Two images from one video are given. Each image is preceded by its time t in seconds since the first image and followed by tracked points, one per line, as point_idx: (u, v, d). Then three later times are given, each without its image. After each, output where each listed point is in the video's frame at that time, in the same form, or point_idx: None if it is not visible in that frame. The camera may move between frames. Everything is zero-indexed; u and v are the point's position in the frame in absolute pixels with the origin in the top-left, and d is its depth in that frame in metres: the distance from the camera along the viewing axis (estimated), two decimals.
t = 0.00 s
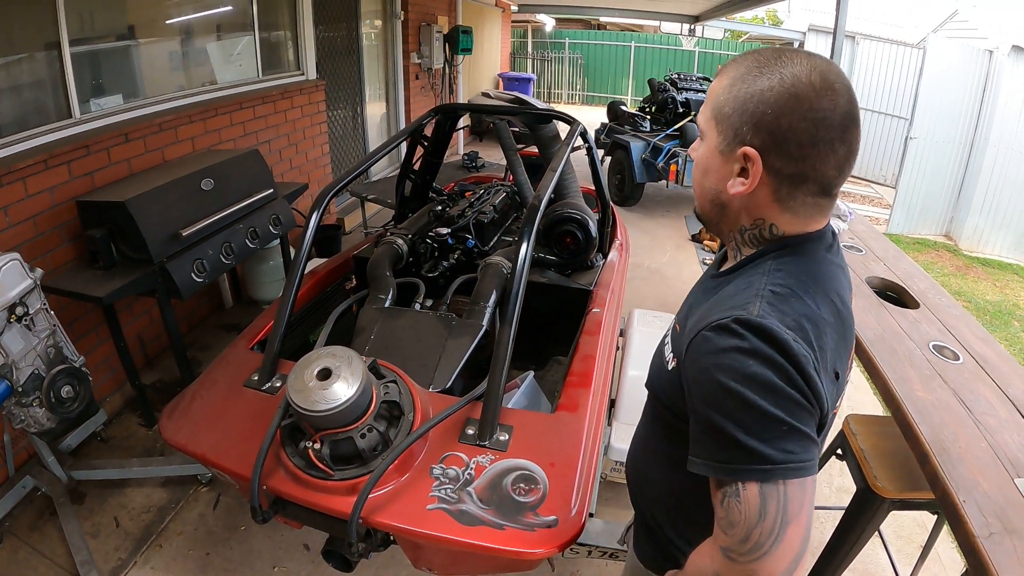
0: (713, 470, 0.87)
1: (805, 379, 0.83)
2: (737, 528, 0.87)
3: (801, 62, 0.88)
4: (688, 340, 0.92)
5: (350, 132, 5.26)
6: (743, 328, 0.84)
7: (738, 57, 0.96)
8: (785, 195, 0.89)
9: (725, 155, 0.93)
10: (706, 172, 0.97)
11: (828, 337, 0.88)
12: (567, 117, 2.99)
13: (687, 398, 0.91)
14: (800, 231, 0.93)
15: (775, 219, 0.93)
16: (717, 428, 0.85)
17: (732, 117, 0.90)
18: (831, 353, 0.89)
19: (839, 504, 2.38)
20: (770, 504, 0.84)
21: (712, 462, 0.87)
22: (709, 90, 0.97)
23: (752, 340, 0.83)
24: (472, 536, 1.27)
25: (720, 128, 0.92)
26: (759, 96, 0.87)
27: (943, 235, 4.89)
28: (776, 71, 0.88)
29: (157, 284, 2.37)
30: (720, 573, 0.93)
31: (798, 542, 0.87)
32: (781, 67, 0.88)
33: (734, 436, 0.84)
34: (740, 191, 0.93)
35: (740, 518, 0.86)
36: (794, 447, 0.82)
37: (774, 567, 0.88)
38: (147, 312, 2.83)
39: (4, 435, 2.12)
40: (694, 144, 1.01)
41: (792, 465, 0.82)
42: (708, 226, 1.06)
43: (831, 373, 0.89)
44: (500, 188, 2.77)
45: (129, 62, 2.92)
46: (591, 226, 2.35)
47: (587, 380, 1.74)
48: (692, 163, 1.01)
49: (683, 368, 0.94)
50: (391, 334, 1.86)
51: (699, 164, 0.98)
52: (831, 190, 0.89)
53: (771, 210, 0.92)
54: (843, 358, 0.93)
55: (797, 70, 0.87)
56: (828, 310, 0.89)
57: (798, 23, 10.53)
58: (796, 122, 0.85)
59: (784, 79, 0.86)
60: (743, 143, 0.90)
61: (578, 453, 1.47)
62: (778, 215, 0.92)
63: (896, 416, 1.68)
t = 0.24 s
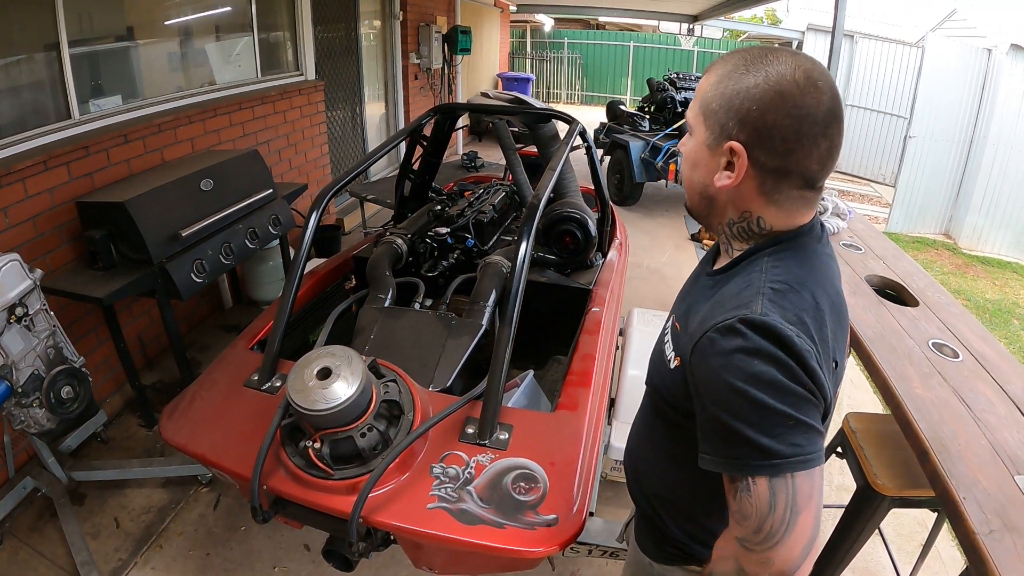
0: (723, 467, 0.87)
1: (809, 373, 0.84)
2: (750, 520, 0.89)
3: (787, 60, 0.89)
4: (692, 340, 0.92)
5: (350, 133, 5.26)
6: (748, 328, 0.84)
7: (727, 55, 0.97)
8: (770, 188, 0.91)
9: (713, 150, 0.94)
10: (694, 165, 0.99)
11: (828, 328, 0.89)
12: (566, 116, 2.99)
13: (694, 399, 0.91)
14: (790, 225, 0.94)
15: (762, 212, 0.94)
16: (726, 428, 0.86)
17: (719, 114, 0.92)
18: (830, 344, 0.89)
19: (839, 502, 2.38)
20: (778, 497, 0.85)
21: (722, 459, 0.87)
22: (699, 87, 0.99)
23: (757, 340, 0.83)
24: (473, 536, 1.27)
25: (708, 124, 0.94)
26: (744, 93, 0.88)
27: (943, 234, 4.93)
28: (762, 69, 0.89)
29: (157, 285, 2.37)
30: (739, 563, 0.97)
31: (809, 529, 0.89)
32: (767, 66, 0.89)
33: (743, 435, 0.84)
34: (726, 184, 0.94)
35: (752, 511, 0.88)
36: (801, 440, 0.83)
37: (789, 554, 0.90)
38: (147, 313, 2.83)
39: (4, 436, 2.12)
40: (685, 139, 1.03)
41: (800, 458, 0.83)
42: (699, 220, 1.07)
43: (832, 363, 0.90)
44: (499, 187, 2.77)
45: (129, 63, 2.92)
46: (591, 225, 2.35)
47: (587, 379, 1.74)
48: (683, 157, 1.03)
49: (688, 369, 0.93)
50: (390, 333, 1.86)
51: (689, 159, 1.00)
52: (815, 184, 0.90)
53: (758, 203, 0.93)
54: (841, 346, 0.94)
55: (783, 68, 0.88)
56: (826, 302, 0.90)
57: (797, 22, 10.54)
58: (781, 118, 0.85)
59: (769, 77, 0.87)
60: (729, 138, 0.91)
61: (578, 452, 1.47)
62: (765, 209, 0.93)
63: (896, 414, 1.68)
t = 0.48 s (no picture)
0: (742, 455, 0.87)
1: (817, 353, 0.84)
2: (775, 505, 0.88)
3: (777, 56, 0.89)
4: (697, 334, 0.92)
5: (350, 133, 5.26)
6: (752, 315, 0.84)
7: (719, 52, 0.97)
8: (763, 181, 0.91)
9: (706, 145, 0.94)
10: (688, 161, 0.99)
11: (830, 310, 0.89)
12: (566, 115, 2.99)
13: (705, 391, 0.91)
14: (785, 217, 0.94)
15: (756, 205, 0.94)
16: (739, 415, 0.85)
17: (710, 110, 0.92)
18: (834, 326, 0.90)
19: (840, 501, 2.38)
20: (799, 480, 0.85)
21: (740, 447, 0.87)
22: (692, 84, 0.99)
23: (762, 325, 0.84)
24: (474, 533, 1.27)
25: (700, 120, 0.94)
26: (735, 89, 0.88)
27: (943, 233, 4.89)
28: (752, 65, 0.89)
29: (157, 284, 2.37)
30: (771, 547, 0.96)
31: (835, 510, 0.88)
32: (757, 62, 0.89)
33: (758, 420, 0.84)
34: (720, 178, 0.94)
35: (776, 497, 0.87)
36: (819, 419, 0.82)
37: (818, 537, 0.89)
38: (147, 313, 2.83)
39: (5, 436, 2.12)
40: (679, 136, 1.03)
41: (819, 436, 0.82)
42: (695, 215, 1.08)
43: (838, 345, 0.90)
44: (500, 187, 2.77)
45: (129, 63, 2.92)
46: (591, 224, 2.35)
47: (588, 378, 1.74)
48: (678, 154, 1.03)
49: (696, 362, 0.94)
50: (391, 333, 1.86)
51: (683, 155, 1.00)
52: (807, 176, 0.90)
53: (751, 196, 0.93)
54: (843, 329, 0.95)
55: (773, 64, 0.88)
56: (825, 285, 0.91)
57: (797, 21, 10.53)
58: (771, 113, 0.86)
59: (759, 73, 0.87)
60: (721, 134, 0.91)
61: (579, 451, 1.47)
62: (759, 202, 0.93)
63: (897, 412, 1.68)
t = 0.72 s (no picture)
0: (744, 446, 0.87)
1: (815, 345, 0.84)
2: (776, 494, 0.90)
3: (775, 55, 0.90)
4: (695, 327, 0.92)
5: (349, 133, 5.27)
6: (751, 309, 0.85)
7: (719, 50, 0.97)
8: (761, 179, 0.91)
9: (704, 143, 0.95)
10: (687, 158, 0.99)
11: (826, 302, 0.90)
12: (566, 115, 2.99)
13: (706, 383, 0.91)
14: (782, 212, 0.94)
15: (754, 201, 0.94)
16: (740, 408, 0.86)
17: (709, 107, 0.92)
18: (830, 318, 0.90)
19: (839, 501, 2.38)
20: (798, 469, 0.87)
21: (742, 439, 0.87)
22: (691, 82, 0.99)
23: (759, 317, 0.84)
24: (474, 533, 1.28)
25: (699, 117, 0.94)
26: (734, 87, 0.89)
27: (943, 233, 4.90)
28: (751, 64, 0.89)
29: (157, 285, 2.37)
30: (772, 534, 0.97)
31: (831, 494, 0.90)
32: (757, 61, 0.89)
33: (758, 413, 0.84)
34: (718, 175, 0.94)
35: (776, 486, 0.89)
36: (818, 411, 0.83)
37: (816, 520, 0.92)
38: (147, 313, 2.83)
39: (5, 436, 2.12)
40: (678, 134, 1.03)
41: (818, 428, 0.83)
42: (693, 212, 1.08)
43: (834, 336, 0.91)
44: (499, 187, 2.77)
45: (128, 63, 2.92)
46: (591, 224, 2.36)
47: (588, 378, 1.74)
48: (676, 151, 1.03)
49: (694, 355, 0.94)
50: (391, 333, 1.86)
51: (681, 152, 1.01)
52: (805, 173, 0.90)
53: (749, 193, 0.94)
54: (838, 318, 0.95)
55: (772, 63, 0.88)
56: (820, 276, 0.91)
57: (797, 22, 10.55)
58: (769, 111, 0.86)
59: (758, 71, 0.88)
60: (719, 131, 0.91)
61: (579, 450, 1.47)
62: (756, 198, 0.93)
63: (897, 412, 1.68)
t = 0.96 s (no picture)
0: (719, 448, 0.88)
1: (798, 349, 0.85)
2: (741, 499, 0.92)
3: (773, 58, 0.90)
4: (681, 327, 0.93)
5: (349, 135, 5.27)
6: (734, 310, 0.85)
7: (718, 52, 0.97)
8: (757, 181, 0.91)
9: (701, 144, 0.95)
10: (683, 159, 1.00)
11: (814, 306, 0.90)
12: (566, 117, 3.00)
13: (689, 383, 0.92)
14: (777, 213, 0.95)
15: (749, 204, 0.95)
16: (720, 409, 0.87)
17: (706, 109, 0.93)
18: (818, 321, 0.90)
19: (839, 502, 2.39)
20: (767, 477, 0.88)
21: (717, 441, 0.88)
22: (689, 84, 1.00)
23: (741, 320, 0.84)
24: (473, 533, 1.28)
25: (696, 119, 0.95)
26: (731, 89, 0.89)
27: (942, 235, 4.91)
28: (750, 66, 0.90)
29: (158, 286, 2.38)
30: (736, 539, 0.99)
31: (798, 506, 0.91)
32: (755, 64, 0.90)
33: (737, 415, 0.85)
34: (713, 177, 0.95)
35: (742, 490, 0.91)
36: (792, 420, 0.84)
37: (780, 530, 0.93)
38: (147, 314, 2.83)
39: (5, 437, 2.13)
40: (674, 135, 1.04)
41: (791, 437, 0.84)
42: (688, 214, 1.09)
43: (821, 340, 0.91)
44: (499, 189, 2.78)
45: (129, 65, 2.93)
46: (591, 226, 2.36)
47: (588, 379, 1.75)
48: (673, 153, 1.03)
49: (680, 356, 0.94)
50: (391, 334, 1.86)
51: (677, 154, 1.01)
52: (801, 177, 0.91)
53: (743, 196, 0.94)
54: (830, 325, 0.95)
55: (771, 65, 0.89)
56: (811, 281, 0.91)
57: (796, 24, 10.58)
58: (767, 113, 0.87)
59: (756, 74, 0.88)
60: (717, 132, 0.92)
61: (579, 450, 1.48)
62: (752, 200, 0.94)
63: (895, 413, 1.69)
